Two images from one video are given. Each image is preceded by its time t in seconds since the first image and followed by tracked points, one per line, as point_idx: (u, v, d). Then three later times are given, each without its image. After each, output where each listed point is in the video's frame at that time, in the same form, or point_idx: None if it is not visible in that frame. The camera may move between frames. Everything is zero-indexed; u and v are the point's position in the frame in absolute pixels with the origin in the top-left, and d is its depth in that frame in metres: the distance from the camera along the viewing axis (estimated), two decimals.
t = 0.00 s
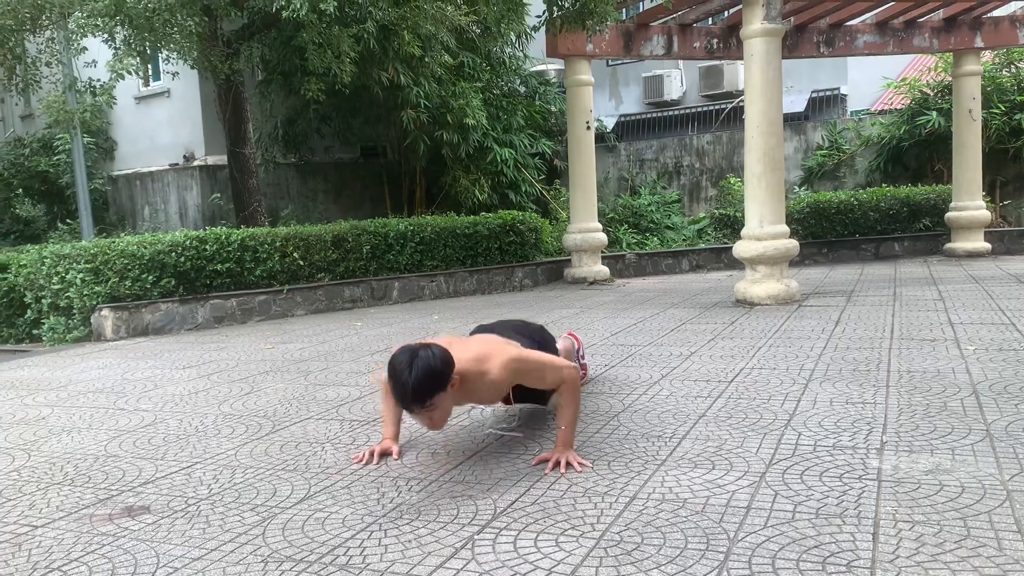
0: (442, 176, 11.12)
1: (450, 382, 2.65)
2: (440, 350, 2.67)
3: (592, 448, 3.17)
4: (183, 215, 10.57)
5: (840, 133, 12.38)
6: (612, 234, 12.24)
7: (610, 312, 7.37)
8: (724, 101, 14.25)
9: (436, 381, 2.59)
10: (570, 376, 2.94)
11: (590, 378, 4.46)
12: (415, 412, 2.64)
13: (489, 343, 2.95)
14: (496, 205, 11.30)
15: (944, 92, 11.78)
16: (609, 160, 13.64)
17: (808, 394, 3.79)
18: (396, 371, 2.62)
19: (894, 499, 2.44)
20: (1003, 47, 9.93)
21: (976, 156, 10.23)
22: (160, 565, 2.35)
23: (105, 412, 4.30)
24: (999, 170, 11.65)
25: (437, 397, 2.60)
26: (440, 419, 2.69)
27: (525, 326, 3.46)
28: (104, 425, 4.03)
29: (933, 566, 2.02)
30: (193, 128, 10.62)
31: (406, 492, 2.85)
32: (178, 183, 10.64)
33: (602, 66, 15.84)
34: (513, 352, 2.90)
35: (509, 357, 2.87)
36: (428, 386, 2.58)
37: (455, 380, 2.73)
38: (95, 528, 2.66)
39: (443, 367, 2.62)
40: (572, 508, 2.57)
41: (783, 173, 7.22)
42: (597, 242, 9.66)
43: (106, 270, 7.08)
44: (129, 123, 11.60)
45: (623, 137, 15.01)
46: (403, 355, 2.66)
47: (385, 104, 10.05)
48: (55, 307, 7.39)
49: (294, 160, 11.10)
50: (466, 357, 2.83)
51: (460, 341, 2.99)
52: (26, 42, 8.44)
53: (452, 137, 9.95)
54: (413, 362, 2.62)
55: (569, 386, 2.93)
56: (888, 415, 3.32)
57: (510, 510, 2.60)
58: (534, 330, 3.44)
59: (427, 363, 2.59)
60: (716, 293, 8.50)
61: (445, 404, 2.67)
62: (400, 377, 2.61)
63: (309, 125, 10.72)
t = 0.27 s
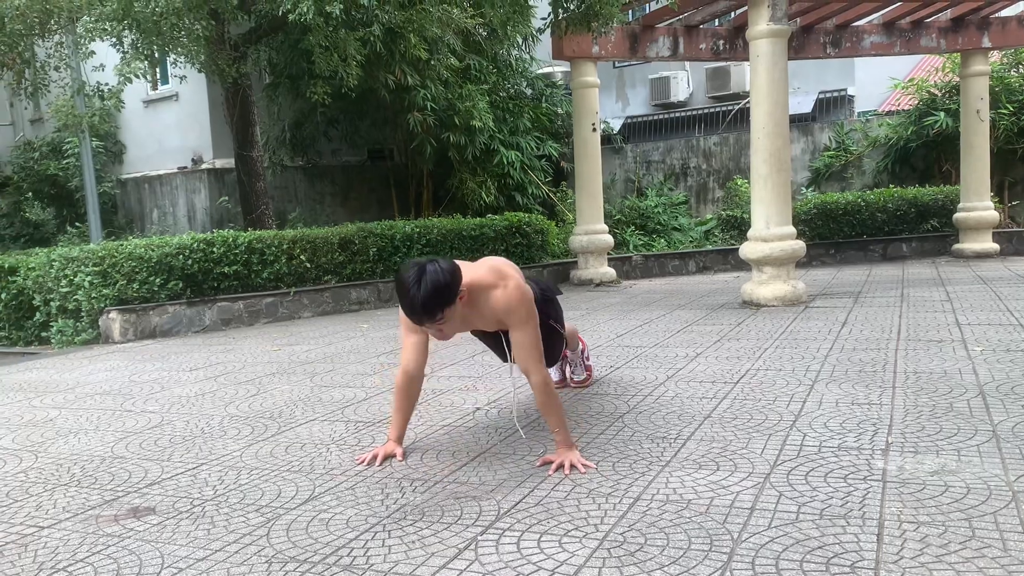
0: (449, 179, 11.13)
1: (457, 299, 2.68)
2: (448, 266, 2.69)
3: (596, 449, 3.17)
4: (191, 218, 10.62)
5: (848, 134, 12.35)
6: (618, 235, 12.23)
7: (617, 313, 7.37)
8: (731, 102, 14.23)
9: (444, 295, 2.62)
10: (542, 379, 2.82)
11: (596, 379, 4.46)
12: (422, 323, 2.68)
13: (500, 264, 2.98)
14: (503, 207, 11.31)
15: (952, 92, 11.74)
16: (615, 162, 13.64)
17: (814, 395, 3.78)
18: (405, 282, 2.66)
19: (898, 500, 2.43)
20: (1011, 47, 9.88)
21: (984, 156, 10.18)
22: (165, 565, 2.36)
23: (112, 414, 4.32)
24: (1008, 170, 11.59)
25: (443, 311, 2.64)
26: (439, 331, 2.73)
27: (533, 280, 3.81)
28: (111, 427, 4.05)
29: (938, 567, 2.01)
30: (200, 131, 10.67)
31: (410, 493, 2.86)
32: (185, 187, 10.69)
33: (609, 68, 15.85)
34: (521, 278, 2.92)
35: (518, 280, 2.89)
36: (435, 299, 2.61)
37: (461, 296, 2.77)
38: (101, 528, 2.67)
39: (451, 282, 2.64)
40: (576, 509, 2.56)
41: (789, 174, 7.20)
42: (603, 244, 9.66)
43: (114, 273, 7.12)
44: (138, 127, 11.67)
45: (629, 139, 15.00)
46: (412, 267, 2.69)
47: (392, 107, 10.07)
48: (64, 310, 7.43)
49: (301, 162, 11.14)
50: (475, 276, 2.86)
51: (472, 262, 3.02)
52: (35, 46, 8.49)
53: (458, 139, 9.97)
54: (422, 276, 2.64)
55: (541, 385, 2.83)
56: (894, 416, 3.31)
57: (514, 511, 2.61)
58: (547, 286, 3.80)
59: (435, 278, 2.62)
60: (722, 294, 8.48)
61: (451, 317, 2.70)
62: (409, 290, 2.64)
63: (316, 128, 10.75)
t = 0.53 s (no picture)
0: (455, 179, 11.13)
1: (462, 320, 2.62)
2: (451, 287, 2.64)
3: (601, 452, 3.16)
4: (197, 219, 10.65)
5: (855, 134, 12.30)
6: (624, 236, 12.20)
7: (622, 314, 7.35)
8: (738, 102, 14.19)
9: (448, 317, 2.56)
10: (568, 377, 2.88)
11: (601, 381, 4.45)
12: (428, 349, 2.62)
13: (501, 284, 2.93)
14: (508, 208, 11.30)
15: (960, 91, 11.68)
16: (621, 162, 13.62)
17: (821, 397, 3.75)
18: (407, 306, 2.60)
19: (905, 504, 2.41)
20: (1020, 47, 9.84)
21: (992, 156, 10.13)
22: (168, 569, 2.36)
23: (116, 416, 4.32)
24: (1016, 170, 11.52)
25: (449, 334, 2.58)
26: (446, 357, 2.67)
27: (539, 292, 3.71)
28: (116, 429, 4.05)
29: (945, 572, 1.99)
30: (206, 133, 10.70)
31: (413, 496, 2.84)
32: (192, 188, 10.71)
33: (615, 68, 15.83)
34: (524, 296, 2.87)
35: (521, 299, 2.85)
36: (440, 322, 2.55)
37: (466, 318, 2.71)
38: (104, 532, 2.67)
39: (455, 303, 2.59)
40: (580, 513, 2.55)
41: (796, 174, 7.17)
42: (609, 244, 9.64)
43: (120, 275, 7.13)
44: (144, 129, 11.70)
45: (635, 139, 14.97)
46: (414, 291, 2.63)
47: (397, 108, 10.08)
48: (70, 312, 7.44)
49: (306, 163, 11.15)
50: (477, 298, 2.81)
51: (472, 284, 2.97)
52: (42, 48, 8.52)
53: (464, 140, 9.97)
54: (425, 299, 2.59)
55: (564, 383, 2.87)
56: (901, 419, 3.28)
57: (518, 514, 2.59)
58: (552, 295, 3.71)
59: (439, 299, 2.56)
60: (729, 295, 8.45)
61: (458, 340, 2.64)
62: (412, 313, 2.58)
63: (322, 129, 10.76)
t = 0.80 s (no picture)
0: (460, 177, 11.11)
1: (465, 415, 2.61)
2: (455, 383, 2.63)
3: (606, 452, 3.14)
4: (203, 218, 10.66)
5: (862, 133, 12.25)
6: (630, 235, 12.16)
7: (627, 313, 7.33)
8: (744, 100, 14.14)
9: (450, 414, 2.55)
10: (585, 382, 2.94)
11: (606, 380, 4.43)
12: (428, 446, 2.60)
13: (501, 367, 2.93)
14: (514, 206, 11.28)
15: (968, 89, 11.62)
16: (628, 161, 13.59)
17: (828, 397, 3.73)
18: (410, 403, 2.57)
19: (914, 506, 2.38)
20: None
21: (1000, 154, 10.07)
22: (171, 568, 2.35)
23: (121, 414, 4.32)
24: None
25: (451, 431, 2.57)
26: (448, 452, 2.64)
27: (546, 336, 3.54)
28: (120, 427, 4.05)
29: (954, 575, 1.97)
30: (212, 131, 10.70)
31: (418, 496, 2.83)
32: (198, 185, 10.72)
33: (621, 66, 15.79)
34: (525, 376, 2.88)
35: (523, 383, 2.86)
36: (442, 419, 2.54)
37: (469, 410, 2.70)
38: (107, 530, 2.66)
39: (459, 399, 2.58)
40: (585, 513, 2.53)
41: (802, 172, 7.13)
42: (615, 243, 9.61)
43: (126, 272, 7.14)
44: (151, 127, 11.71)
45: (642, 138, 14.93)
46: (416, 386, 2.62)
47: (402, 106, 10.06)
48: (76, 309, 7.45)
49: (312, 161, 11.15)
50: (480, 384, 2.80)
51: (471, 367, 2.96)
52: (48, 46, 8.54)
53: (470, 138, 9.95)
54: (428, 394, 2.57)
55: (583, 394, 2.92)
56: (909, 419, 3.26)
57: (523, 514, 2.58)
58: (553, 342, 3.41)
59: (442, 397, 2.55)
60: (735, 294, 8.41)
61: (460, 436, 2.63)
62: (414, 409, 2.56)
63: (328, 127, 10.75)
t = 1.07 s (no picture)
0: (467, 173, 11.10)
1: (473, 413, 2.60)
2: (462, 380, 2.61)
3: (614, 448, 3.13)
4: (210, 213, 10.67)
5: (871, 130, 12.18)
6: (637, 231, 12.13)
7: (634, 310, 7.30)
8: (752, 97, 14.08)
9: (458, 412, 2.54)
10: (595, 378, 2.92)
11: (613, 376, 4.42)
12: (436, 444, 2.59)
13: (506, 363, 2.92)
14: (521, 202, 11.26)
15: (978, 86, 11.55)
16: (635, 157, 13.55)
17: (837, 394, 3.70)
18: (417, 401, 2.56)
19: (925, 504, 2.37)
20: None
21: (1011, 151, 10.00)
22: (178, 562, 2.35)
23: (129, 408, 4.33)
24: None
25: (458, 429, 2.56)
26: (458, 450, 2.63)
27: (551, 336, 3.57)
28: (128, 421, 4.06)
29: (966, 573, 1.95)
30: (219, 126, 10.71)
31: (425, 490, 2.82)
32: (205, 180, 10.73)
33: (628, 62, 15.75)
34: (531, 372, 2.88)
35: (528, 379, 2.85)
36: (451, 417, 2.53)
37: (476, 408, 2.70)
38: (115, 523, 2.66)
39: (466, 397, 2.57)
40: (594, 509, 2.52)
41: (811, 169, 7.09)
42: (622, 239, 9.59)
43: (133, 267, 7.16)
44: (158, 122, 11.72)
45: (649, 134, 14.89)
46: (423, 384, 2.60)
47: (409, 102, 10.05)
48: (83, 304, 7.46)
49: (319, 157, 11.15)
50: (487, 382, 2.79)
51: (477, 364, 2.95)
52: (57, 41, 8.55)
53: (477, 135, 9.93)
54: (436, 391, 2.56)
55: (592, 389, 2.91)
56: (919, 417, 3.24)
57: (531, 510, 2.57)
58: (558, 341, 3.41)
59: (450, 394, 2.54)
60: (742, 291, 8.38)
61: (468, 434, 2.62)
62: (422, 408, 2.55)
63: (335, 123, 10.75)
